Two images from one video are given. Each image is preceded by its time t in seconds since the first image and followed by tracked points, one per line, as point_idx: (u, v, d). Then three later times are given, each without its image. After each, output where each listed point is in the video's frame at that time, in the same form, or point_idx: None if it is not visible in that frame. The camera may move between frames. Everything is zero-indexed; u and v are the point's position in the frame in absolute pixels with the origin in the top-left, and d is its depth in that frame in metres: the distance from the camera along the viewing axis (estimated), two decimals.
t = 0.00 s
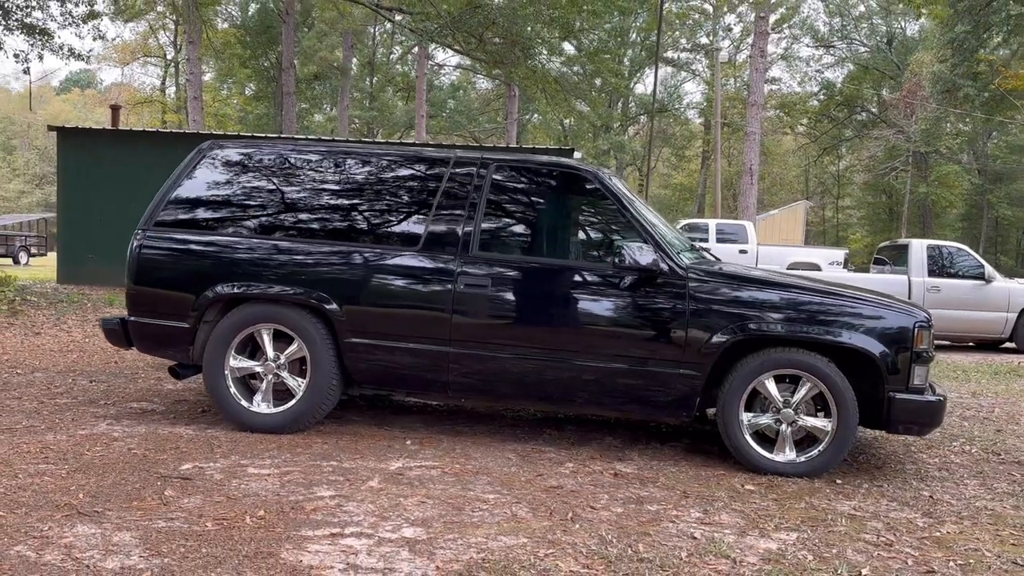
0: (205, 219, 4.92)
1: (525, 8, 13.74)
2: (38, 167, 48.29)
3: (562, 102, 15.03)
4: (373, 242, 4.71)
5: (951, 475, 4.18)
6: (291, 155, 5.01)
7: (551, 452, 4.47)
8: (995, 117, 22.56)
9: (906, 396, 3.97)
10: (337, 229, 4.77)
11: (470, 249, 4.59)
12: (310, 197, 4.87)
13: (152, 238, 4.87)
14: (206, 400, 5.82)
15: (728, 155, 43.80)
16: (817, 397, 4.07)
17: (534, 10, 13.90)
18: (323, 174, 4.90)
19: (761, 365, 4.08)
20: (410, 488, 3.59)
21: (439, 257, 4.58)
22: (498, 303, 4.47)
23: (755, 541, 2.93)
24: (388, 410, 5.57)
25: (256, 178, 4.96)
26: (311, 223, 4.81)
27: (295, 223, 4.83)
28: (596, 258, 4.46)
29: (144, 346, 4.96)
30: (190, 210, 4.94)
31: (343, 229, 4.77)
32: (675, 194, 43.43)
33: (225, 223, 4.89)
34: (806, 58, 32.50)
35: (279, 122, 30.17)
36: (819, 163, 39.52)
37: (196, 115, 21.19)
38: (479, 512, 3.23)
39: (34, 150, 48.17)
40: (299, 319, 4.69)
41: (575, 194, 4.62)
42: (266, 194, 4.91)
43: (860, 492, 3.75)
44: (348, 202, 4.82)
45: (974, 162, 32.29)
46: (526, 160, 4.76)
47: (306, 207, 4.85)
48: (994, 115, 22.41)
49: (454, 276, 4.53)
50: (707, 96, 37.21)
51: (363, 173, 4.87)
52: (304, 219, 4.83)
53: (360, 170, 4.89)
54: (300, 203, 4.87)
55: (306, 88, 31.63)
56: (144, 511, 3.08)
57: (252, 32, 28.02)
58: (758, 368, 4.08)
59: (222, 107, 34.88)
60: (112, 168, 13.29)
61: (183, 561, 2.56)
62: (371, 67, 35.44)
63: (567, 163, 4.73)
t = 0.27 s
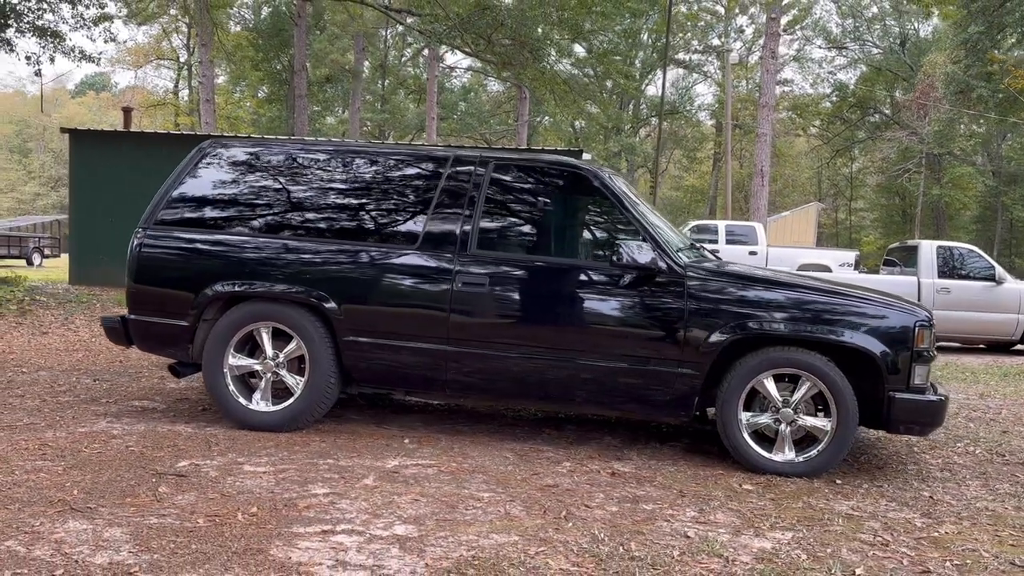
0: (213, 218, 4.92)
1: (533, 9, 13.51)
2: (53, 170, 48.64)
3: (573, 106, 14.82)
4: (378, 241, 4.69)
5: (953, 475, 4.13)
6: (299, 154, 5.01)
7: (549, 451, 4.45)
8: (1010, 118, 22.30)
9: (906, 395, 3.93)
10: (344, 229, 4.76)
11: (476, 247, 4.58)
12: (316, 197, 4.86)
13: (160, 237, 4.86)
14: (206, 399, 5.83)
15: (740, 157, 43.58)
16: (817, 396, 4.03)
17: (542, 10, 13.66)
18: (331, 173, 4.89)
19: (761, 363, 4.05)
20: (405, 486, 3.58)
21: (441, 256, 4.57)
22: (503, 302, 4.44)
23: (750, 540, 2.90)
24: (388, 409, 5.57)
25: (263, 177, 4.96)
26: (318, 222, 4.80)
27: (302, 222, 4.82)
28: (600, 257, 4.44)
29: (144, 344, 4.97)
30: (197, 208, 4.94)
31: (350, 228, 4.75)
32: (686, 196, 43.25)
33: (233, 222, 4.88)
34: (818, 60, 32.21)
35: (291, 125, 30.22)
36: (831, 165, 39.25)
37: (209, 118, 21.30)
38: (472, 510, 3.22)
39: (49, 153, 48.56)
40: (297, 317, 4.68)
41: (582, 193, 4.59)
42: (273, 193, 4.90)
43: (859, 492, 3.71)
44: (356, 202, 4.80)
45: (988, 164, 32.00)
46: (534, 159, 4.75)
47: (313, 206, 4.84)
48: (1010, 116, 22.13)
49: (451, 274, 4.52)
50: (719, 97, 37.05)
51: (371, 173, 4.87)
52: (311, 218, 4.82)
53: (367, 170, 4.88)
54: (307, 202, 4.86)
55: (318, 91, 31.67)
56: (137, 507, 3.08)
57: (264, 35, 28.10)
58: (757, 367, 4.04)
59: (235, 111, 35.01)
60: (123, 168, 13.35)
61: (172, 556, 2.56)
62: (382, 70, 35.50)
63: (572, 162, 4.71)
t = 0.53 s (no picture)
0: (217, 218, 4.88)
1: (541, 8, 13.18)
2: (66, 172, 48.91)
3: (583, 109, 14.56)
4: (381, 241, 4.65)
5: (952, 477, 4.07)
6: (303, 153, 4.96)
7: (543, 451, 4.42)
8: None
9: (903, 395, 3.88)
10: (350, 229, 4.71)
11: (479, 248, 4.54)
12: (319, 196, 4.81)
13: (164, 237, 4.84)
14: (202, 399, 5.81)
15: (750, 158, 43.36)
16: (812, 397, 3.99)
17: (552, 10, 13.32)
18: (335, 173, 4.84)
19: (756, 363, 4.00)
20: (395, 485, 3.55)
21: (439, 257, 4.53)
22: (506, 302, 4.40)
23: (739, 541, 2.86)
24: (385, 409, 5.55)
25: (266, 177, 4.92)
26: (322, 221, 4.75)
27: (306, 222, 4.78)
28: (602, 257, 4.38)
29: (139, 344, 4.95)
30: (200, 208, 4.91)
31: (355, 228, 4.71)
32: (696, 198, 43.05)
33: (236, 222, 4.85)
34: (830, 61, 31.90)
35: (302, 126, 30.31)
36: (842, 167, 39.00)
37: (219, 120, 21.40)
38: (461, 510, 3.19)
39: (62, 155, 48.85)
40: (290, 316, 4.66)
41: (587, 193, 4.52)
42: (277, 193, 4.86)
43: (855, 493, 3.66)
44: (359, 202, 4.76)
45: (1001, 165, 31.64)
46: (539, 159, 4.69)
47: (317, 206, 4.79)
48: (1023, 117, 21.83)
49: (444, 275, 4.49)
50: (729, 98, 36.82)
51: (374, 172, 4.81)
52: (315, 218, 4.78)
53: (373, 169, 4.83)
54: (310, 202, 4.82)
55: (328, 93, 31.67)
56: (124, 506, 3.07)
57: (275, 37, 28.14)
58: (752, 367, 4.00)
59: (245, 113, 35.09)
60: (131, 170, 13.40)
61: (154, 556, 2.54)
62: (392, 72, 35.54)
63: (575, 162, 4.65)
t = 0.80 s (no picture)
0: (222, 218, 4.88)
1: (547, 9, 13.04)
2: (78, 174, 49.16)
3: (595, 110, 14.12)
4: (385, 241, 4.64)
5: (952, 479, 4.03)
6: (309, 154, 4.96)
7: (541, 452, 4.40)
8: None
9: (901, 397, 3.85)
10: (355, 230, 4.70)
11: (482, 249, 4.52)
12: (324, 197, 4.80)
13: (170, 239, 4.83)
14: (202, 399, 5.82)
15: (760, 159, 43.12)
16: (810, 398, 3.96)
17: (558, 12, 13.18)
18: (341, 174, 4.84)
19: (754, 364, 3.98)
20: (389, 486, 3.54)
21: (440, 257, 4.52)
22: (509, 303, 4.38)
23: (732, 542, 2.85)
24: (384, 409, 5.54)
25: (272, 178, 4.92)
26: (327, 222, 4.75)
27: (311, 222, 4.77)
28: (605, 257, 4.36)
29: (137, 343, 4.95)
30: (206, 208, 4.91)
31: (360, 229, 4.70)
32: (705, 199, 42.88)
33: (242, 223, 4.85)
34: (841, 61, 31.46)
35: (311, 128, 30.33)
36: (852, 168, 38.79)
37: (228, 122, 21.44)
38: (454, 511, 3.17)
39: (74, 157, 49.12)
40: (288, 316, 4.66)
41: (591, 194, 4.50)
42: (282, 194, 4.86)
43: (852, 495, 3.63)
44: (364, 202, 4.75)
45: (1013, 166, 31.29)
46: (543, 159, 4.67)
47: (321, 207, 4.79)
48: None
49: (442, 275, 4.48)
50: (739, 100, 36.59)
51: (379, 173, 4.80)
52: (320, 219, 4.77)
53: (378, 169, 4.82)
54: (315, 203, 4.81)
55: (337, 96, 31.64)
56: (117, 506, 3.07)
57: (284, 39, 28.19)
58: (750, 368, 3.97)
59: (255, 115, 35.16)
60: (137, 173, 13.46)
61: (143, 555, 2.53)
62: (401, 74, 35.55)
63: (578, 162, 4.64)
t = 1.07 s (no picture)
0: (228, 218, 4.89)
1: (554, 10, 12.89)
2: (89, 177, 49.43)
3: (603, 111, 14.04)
4: (389, 241, 4.63)
5: (951, 479, 4.00)
6: (314, 154, 4.95)
7: (537, 451, 4.40)
8: None
9: (897, 396, 3.83)
10: (360, 229, 4.69)
11: (484, 248, 4.52)
12: (329, 197, 4.80)
13: (174, 239, 4.84)
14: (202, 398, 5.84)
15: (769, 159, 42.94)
16: (806, 397, 3.94)
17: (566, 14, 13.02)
18: (346, 173, 4.83)
19: (750, 363, 3.96)
20: (383, 484, 3.54)
21: (441, 256, 4.52)
22: (514, 303, 4.37)
23: (723, 541, 2.83)
24: (383, 408, 5.55)
25: (276, 178, 4.92)
26: (332, 222, 4.75)
27: (315, 223, 4.77)
28: (608, 256, 4.34)
29: (137, 343, 4.97)
30: (210, 208, 4.92)
31: (365, 229, 4.69)
32: (714, 200, 42.65)
33: (246, 223, 4.85)
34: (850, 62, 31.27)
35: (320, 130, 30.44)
36: (862, 168, 38.46)
37: (237, 124, 21.52)
38: (446, 509, 3.16)
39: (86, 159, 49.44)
40: (285, 315, 4.67)
41: (594, 194, 4.47)
42: (287, 194, 4.86)
43: (848, 494, 3.61)
44: (369, 202, 4.75)
45: None
46: (547, 159, 4.66)
47: (326, 207, 4.79)
48: None
49: (446, 274, 4.48)
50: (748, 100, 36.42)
51: (384, 172, 4.80)
52: (325, 219, 4.77)
53: (382, 170, 4.82)
54: (319, 202, 4.81)
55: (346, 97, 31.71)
56: (111, 503, 3.08)
57: (293, 41, 28.40)
58: (746, 367, 3.96)
59: (265, 117, 35.39)
60: (143, 174, 13.56)
61: (133, 552, 2.54)
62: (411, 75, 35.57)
63: (578, 162, 4.64)
